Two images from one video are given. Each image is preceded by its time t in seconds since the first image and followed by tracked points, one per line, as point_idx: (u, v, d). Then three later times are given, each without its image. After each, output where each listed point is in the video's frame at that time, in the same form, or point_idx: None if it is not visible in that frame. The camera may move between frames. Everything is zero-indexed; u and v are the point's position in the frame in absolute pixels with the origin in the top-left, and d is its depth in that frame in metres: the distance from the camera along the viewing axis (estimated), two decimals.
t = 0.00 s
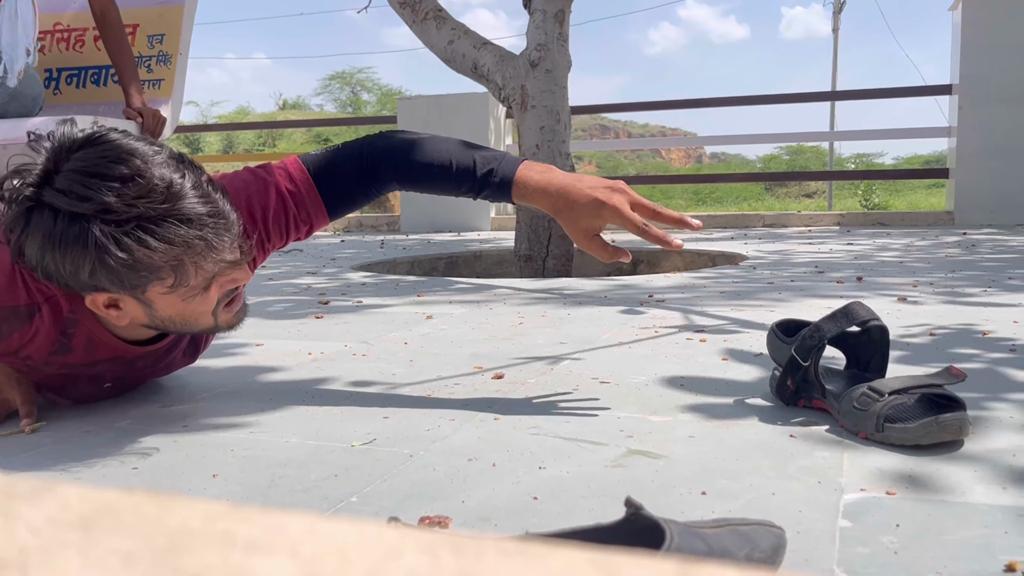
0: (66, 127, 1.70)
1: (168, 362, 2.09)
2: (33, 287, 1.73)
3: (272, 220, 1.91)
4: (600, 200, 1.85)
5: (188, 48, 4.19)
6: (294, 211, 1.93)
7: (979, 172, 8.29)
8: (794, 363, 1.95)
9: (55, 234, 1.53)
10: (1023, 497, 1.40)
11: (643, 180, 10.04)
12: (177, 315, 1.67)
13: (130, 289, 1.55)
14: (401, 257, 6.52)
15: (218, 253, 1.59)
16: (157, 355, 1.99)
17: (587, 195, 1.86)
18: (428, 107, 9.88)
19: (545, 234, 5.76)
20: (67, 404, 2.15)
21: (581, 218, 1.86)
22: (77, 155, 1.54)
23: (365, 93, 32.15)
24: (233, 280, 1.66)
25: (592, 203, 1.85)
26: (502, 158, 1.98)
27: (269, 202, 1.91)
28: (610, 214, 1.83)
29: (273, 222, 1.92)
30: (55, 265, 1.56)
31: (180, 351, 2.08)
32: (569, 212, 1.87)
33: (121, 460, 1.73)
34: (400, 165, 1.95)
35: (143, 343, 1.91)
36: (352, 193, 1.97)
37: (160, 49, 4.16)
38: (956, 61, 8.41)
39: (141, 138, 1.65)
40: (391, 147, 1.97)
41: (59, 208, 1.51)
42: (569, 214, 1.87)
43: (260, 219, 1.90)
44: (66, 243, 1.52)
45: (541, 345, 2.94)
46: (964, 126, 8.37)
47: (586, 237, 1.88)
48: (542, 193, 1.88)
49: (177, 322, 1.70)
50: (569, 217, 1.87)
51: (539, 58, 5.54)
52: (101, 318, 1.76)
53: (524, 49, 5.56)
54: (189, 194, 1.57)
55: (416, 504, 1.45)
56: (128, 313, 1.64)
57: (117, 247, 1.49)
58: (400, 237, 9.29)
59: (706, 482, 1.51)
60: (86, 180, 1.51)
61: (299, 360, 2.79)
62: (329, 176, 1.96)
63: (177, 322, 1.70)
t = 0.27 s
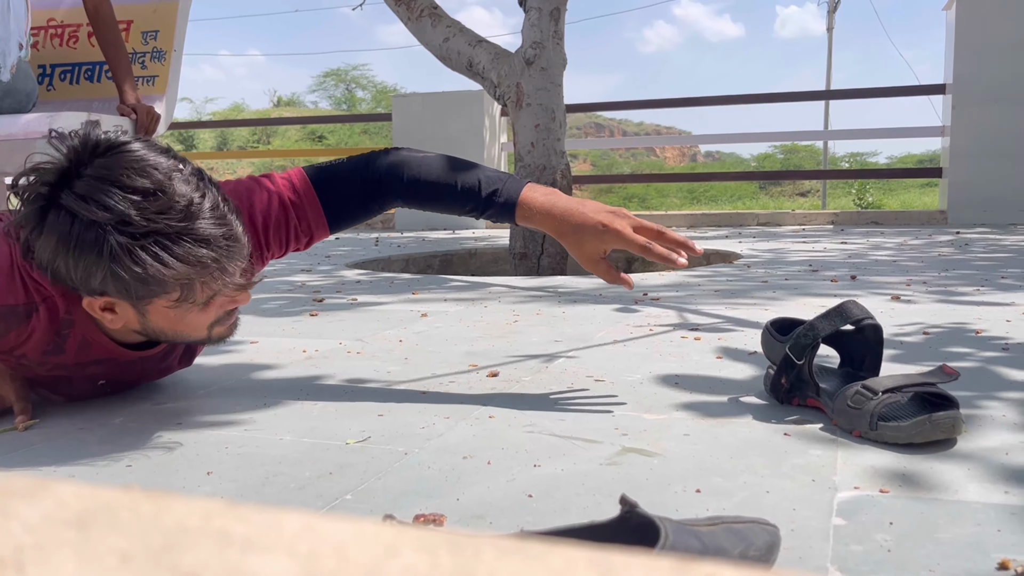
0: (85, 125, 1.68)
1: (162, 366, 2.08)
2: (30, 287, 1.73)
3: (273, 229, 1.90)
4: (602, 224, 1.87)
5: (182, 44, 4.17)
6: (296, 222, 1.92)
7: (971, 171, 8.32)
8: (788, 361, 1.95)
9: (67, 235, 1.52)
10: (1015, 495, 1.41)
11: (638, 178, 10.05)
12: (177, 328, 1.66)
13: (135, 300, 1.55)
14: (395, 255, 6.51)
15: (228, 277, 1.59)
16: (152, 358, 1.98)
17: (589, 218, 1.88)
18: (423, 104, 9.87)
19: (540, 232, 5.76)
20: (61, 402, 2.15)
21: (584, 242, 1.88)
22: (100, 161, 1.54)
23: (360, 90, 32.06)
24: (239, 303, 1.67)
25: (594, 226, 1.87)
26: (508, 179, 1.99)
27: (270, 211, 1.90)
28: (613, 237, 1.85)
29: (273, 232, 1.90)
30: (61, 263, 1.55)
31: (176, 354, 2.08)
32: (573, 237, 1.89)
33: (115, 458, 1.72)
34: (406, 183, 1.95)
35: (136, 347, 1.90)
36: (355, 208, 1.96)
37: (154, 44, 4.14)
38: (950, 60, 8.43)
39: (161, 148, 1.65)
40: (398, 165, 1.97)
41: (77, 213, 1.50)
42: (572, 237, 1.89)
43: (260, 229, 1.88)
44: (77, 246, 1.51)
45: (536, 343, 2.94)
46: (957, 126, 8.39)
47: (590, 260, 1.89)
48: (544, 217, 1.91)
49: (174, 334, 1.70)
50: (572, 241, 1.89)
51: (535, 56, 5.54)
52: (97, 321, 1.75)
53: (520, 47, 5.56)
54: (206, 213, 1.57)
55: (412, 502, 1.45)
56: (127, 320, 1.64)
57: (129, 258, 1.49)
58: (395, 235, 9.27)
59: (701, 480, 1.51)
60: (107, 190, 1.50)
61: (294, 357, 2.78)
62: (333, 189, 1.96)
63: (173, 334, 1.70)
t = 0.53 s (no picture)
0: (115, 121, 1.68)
1: (158, 367, 2.08)
2: (29, 284, 1.72)
3: (270, 235, 1.90)
4: (612, 242, 1.88)
5: (177, 41, 4.16)
6: (294, 228, 1.92)
7: (965, 171, 8.35)
8: (783, 360, 1.96)
9: (83, 229, 1.50)
10: (1008, 494, 1.42)
11: (634, 177, 10.05)
12: (176, 333, 1.65)
13: (143, 303, 1.53)
14: (390, 253, 6.50)
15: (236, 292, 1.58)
16: (149, 359, 1.98)
17: (598, 237, 1.88)
18: (418, 102, 9.85)
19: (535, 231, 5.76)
20: (54, 399, 2.14)
21: (592, 259, 1.90)
22: (129, 161, 1.53)
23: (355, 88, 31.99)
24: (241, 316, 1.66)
25: (603, 245, 1.88)
26: (511, 190, 1.97)
27: (269, 217, 1.90)
28: (622, 257, 1.86)
29: (271, 238, 1.90)
30: (73, 254, 1.53)
31: (172, 356, 2.08)
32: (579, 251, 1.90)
33: (109, 456, 1.72)
34: (408, 195, 1.94)
35: (133, 347, 1.90)
36: (355, 219, 1.95)
37: (149, 41, 4.12)
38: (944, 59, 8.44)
39: (186, 158, 1.65)
40: (401, 176, 1.96)
41: (99, 208, 1.49)
42: (581, 254, 1.91)
43: (258, 235, 1.89)
44: (93, 241, 1.49)
45: (531, 341, 2.94)
46: (951, 125, 8.41)
47: (597, 274, 1.92)
48: (552, 232, 1.91)
49: (169, 338, 1.68)
50: (581, 258, 1.91)
51: (530, 54, 5.53)
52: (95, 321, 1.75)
53: (515, 45, 5.55)
54: (226, 228, 1.56)
55: (407, 500, 1.45)
56: (125, 318, 1.62)
57: (146, 262, 1.47)
58: (390, 232, 9.26)
59: (696, 478, 1.52)
60: (134, 191, 1.49)
61: (289, 355, 2.78)
62: (333, 199, 1.95)
63: (167, 338, 1.68)
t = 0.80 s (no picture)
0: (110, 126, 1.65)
1: (151, 368, 2.08)
2: (23, 286, 1.71)
3: (265, 242, 1.89)
4: (618, 245, 1.87)
5: (171, 39, 4.14)
6: (289, 237, 1.91)
7: (959, 170, 8.38)
8: (777, 359, 1.96)
9: (80, 240, 1.49)
10: (1000, 492, 1.42)
11: (628, 176, 10.06)
12: (173, 338, 1.65)
13: (141, 313, 1.53)
14: (384, 251, 6.49)
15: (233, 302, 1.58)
16: (141, 360, 1.97)
17: (604, 239, 1.88)
18: (413, 100, 9.83)
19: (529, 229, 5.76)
20: (46, 397, 2.13)
21: (600, 262, 1.89)
22: (126, 172, 1.51)
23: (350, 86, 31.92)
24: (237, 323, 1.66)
25: (610, 247, 1.88)
26: (512, 199, 1.98)
27: (265, 224, 1.90)
28: (630, 258, 1.86)
29: (265, 245, 1.90)
30: (69, 264, 1.52)
31: (165, 357, 2.07)
32: (587, 254, 1.90)
33: (102, 454, 1.71)
34: (406, 210, 1.93)
35: (127, 349, 1.89)
36: (351, 232, 1.94)
37: (142, 39, 4.10)
38: (938, 59, 8.47)
39: (183, 166, 1.62)
40: (400, 191, 1.96)
41: (95, 220, 1.47)
42: (588, 258, 1.90)
43: (253, 242, 1.88)
44: (90, 253, 1.48)
45: (525, 340, 2.94)
46: (945, 125, 8.44)
47: (606, 278, 1.92)
48: (558, 236, 1.90)
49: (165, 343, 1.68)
50: (589, 262, 1.90)
51: (525, 52, 5.52)
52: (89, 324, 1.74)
53: (510, 43, 5.54)
54: (223, 240, 1.55)
55: (401, 498, 1.45)
56: (121, 324, 1.62)
57: (144, 277, 1.46)
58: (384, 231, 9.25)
59: (690, 477, 1.52)
60: (131, 203, 1.48)
61: (283, 353, 2.77)
62: (330, 209, 1.94)
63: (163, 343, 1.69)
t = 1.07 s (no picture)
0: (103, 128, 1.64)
1: (147, 367, 2.08)
2: (19, 285, 1.71)
3: (262, 245, 1.90)
4: (622, 237, 1.87)
5: (167, 36, 4.13)
6: (286, 241, 1.91)
7: (954, 170, 8.40)
8: (772, 358, 1.97)
9: (78, 245, 1.49)
10: (995, 491, 1.42)
11: (624, 174, 10.05)
12: (172, 339, 1.65)
13: (140, 316, 1.53)
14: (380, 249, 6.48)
15: (231, 303, 1.57)
16: (137, 358, 1.97)
17: (608, 233, 1.88)
18: (409, 99, 9.82)
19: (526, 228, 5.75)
20: (39, 395, 2.12)
21: (606, 256, 1.89)
22: (120, 176, 1.50)
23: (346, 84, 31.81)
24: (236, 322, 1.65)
25: (614, 241, 1.87)
26: (513, 199, 1.96)
27: (262, 226, 1.90)
28: (636, 251, 1.86)
29: (262, 248, 1.90)
30: (68, 268, 1.52)
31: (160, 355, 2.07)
32: (591, 249, 1.89)
33: (97, 452, 1.71)
34: (404, 216, 1.91)
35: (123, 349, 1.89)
36: (349, 238, 1.94)
37: (138, 36, 4.09)
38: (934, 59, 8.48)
39: (178, 167, 1.62)
40: (399, 196, 1.94)
41: (92, 225, 1.47)
42: (593, 253, 1.89)
43: (250, 245, 1.88)
44: (88, 258, 1.48)
45: (521, 339, 2.94)
46: (941, 124, 8.45)
47: (612, 271, 1.91)
48: (560, 234, 1.89)
49: (165, 343, 1.68)
50: (594, 257, 1.89)
51: (521, 51, 5.52)
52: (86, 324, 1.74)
53: (506, 42, 5.54)
54: (221, 241, 1.55)
55: (396, 497, 1.45)
56: (120, 325, 1.62)
57: (142, 281, 1.46)
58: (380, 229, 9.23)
59: (685, 476, 1.52)
60: (127, 206, 1.47)
61: (278, 352, 2.77)
62: (329, 215, 1.94)
63: (163, 343, 1.69)
